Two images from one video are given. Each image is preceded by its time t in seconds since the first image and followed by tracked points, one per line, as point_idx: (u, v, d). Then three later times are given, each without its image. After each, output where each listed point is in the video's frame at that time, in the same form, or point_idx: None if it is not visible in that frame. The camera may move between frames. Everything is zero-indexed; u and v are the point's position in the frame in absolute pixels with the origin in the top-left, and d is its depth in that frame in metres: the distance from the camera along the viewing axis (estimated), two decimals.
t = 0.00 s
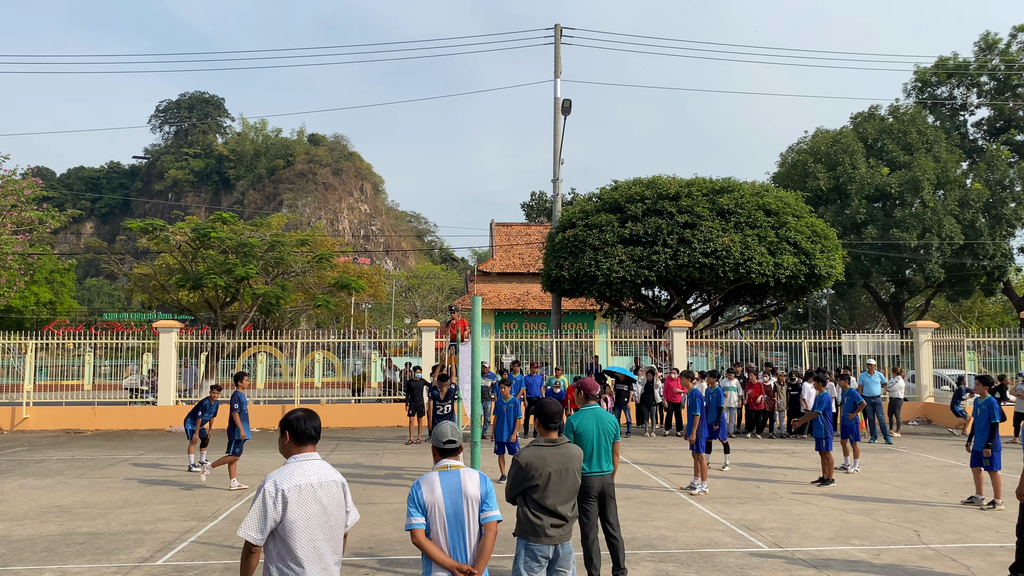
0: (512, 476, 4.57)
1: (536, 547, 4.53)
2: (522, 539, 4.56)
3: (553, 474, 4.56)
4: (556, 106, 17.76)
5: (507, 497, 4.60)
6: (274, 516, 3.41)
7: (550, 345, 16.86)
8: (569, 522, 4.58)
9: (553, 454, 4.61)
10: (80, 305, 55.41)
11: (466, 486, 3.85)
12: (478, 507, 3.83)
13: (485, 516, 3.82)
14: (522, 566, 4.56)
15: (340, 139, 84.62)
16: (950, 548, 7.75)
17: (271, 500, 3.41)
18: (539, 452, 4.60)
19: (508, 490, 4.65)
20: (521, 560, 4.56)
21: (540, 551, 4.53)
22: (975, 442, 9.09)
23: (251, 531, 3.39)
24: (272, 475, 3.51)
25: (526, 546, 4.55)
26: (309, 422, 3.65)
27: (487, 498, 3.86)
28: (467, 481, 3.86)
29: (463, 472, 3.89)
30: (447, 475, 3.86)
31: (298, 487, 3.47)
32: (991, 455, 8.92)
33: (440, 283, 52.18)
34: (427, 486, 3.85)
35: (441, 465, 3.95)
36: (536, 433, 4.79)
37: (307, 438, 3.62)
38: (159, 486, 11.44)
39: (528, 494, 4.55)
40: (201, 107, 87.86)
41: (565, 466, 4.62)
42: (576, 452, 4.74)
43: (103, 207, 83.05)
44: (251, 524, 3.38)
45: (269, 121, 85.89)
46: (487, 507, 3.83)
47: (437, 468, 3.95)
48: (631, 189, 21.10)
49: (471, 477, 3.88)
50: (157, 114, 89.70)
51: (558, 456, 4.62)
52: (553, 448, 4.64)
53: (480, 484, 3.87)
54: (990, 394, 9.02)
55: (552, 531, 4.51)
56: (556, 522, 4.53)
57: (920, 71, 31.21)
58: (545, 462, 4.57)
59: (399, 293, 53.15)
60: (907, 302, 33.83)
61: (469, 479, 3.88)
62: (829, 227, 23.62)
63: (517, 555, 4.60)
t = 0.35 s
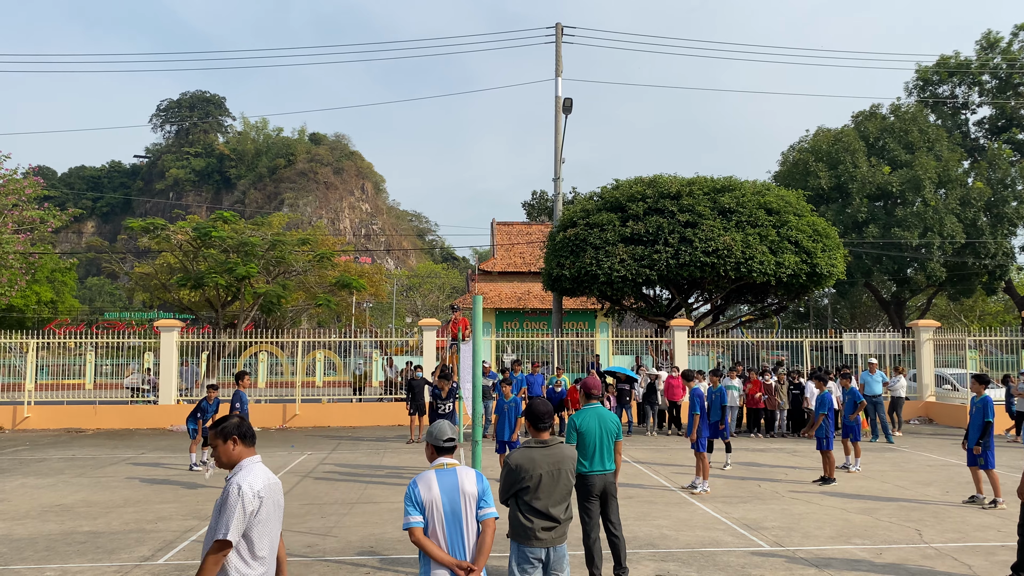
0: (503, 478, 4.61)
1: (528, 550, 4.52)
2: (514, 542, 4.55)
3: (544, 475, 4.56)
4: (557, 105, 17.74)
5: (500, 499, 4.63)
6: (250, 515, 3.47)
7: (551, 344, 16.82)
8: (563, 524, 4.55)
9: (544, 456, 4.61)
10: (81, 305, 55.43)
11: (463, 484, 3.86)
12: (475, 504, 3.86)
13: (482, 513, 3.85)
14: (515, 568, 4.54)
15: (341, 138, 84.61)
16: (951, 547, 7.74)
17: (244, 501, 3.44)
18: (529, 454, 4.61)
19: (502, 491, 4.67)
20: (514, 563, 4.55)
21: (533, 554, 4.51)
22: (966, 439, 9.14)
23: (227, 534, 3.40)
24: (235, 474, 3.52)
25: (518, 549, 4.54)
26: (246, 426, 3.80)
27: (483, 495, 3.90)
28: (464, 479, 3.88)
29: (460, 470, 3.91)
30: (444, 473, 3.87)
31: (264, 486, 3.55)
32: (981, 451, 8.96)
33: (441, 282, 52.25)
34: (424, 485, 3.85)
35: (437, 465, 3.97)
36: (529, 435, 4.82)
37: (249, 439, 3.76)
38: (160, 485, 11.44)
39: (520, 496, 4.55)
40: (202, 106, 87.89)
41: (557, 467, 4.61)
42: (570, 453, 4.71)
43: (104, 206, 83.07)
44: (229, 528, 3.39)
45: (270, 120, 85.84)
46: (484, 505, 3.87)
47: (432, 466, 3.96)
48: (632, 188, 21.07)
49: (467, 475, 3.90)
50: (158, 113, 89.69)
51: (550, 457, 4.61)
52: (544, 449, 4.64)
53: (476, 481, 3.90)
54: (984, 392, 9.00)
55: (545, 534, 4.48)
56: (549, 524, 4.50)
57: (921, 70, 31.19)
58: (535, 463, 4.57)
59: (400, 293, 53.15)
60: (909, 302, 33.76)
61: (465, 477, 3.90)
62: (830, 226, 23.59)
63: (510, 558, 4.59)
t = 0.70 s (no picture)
0: (508, 477, 4.59)
1: (531, 549, 4.52)
2: (516, 541, 4.55)
3: (549, 475, 4.56)
4: (559, 104, 17.74)
5: (502, 498, 4.62)
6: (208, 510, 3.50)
7: (552, 343, 16.82)
8: (565, 524, 4.57)
9: (549, 456, 4.60)
10: (83, 303, 55.40)
11: (464, 484, 3.88)
12: (475, 505, 3.87)
13: (482, 513, 3.86)
14: (517, 567, 4.55)
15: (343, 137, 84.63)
16: (953, 546, 7.74)
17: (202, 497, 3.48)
18: (535, 453, 4.60)
19: (505, 490, 4.66)
20: (516, 562, 4.55)
21: (535, 553, 4.51)
22: (964, 438, 9.11)
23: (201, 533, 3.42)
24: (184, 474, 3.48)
25: (521, 548, 4.54)
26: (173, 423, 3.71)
27: (483, 496, 3.91)
28: (464, 479, 3.89)
29: (460, 470, 3.93)
30: (444, 473, 3.88)
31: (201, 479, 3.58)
32: (979, 451, 8.93)
33: (443, 281, 52.31)
34: (424, 485, 3.85)
35: (437, 464, 3.98)
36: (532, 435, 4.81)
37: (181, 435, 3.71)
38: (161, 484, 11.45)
39: (524, 495, 4.55)
40: (204, 105, 87.94)
41: (561, 468, 4.62)
42: (573, 454, 4.74)
43: (106, 205, 83.07)
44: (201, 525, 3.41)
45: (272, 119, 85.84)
46: (484, 505, 3.88)
47: (432, 467, 3.97)
48: (634, 186, 21.06)
49: (467, 475, 3.91)
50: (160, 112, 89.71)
51: (555, 458, 4.62)
52: (549, 450, 4.64)
53: (476, 481, 3.92)
54: (983, 392, 9.02)
55: (548, 533, 4.49)
56: (552, 524, 4.51)
57: (924, 69, 31.17)
58: (541, 464, 4.57)
59: (402, 291, 53.17)
60: (911, 301, 33.72)
61: (466, 478, 3.91)
62: (832, 225, 23.59)
63: (511, 556, 4.59)
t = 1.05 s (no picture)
0: (511, 475, 4.56)
1: (534, 547, 4.52)
2: (518, 539, 4.55)
3: (553, 474, 4.55)
4: (561, 103, 17.74)
5: (505, 495, 4.60)
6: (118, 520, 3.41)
7: (555, 342, 16.87)
8: (567, 522, 4.58)
9: (553, 454, 4.59)
10: (86, 301, 55.45)
11: (465, 483, 3.88)
12: (476, 504, 3.86)
13: (483, 512, 3.86)
14: (520, 566, 4.55)
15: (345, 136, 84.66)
16: (957, 546, 7.72)
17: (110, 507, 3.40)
18: (538, 452, 4.58)
19: (506, 487, 4.64)
20: (518, 560, 4.55)
21: (538, 551, 4.52)
22: (968, 438, 9.08)
23: (103, 546, 3.35)
24: (94, 481, 3.40)
25: (523, 546, 4.54)
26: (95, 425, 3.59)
27: (484, 495, 3.90)
28: (465, 478, 3.89)
29: (461, 469, 3.94)
30: (446, 471, 3.89)
31: (119, 485, 3.48)
32: (983, 451, 8.88)
33: (445, 280, 52.38)
34: (425, 483, 3.86)
35: (439, 463, 3.99)
36: (533, 433, 4.79)
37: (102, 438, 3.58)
38: (164, 483, 11.46)
39: (527, 493, 4.54)
40: (207, 104, 88.03)
41: (564, 466, 4.61)
42: (576, 453, 4.74)
43: (109, 204, 83.17)
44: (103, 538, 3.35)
45: (274, 118, 85.91)
46: (485, 504, 3.88)
47: (434, 465, 3.97)
48: (637, 186, 21.08)
49: (469, 474, 3.91)
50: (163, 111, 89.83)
51: (558, 456, 4.60)
52: (553, 448, 4.62)
53: (478, 481, 3.91)
54: (984, 391, 9.01)
55: (550, 531, 4.50)
56: (555, 522, 4.52)
57: (927, 68, 31.10)
58: (544, 462, 4.55)
59: (404, 291, 53.15)
60: (914, 300, 33.64)
61: (467, 477, 3.91)
62: (835, 224, 23.55)
63: (513, 554, 4.59)
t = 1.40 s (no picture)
0: (512, 476, 4.53)
1: (535, 547, 4.53)
2: (520, 539, 4.56)
3: (555, 474, 4.53)
4: (564, 103, 17.74)
5: (506, 496, 4.58)
6: None
7: (558, 342, 16.83)
8: (569, 522, 4.58)
9: (555, 455, 4.56)
10: (89, 301, 55.55)
11: (468, 482, 3.87)
12: (480, 504, 3.85)
13: (486, 512, 3.85)
14: (522, 566, 4.55)
15: (349, 136, 84.73)
16: (961, 547, 7.71)
17: None
18: (541, 452, 4.56)
19: (507, 488, 4.62)
20: (521, 560, 4.56)
21: (540, 552, 4.52)
22: (972, 439, 9.07)
23: None
24: None
25: (525, 546, 4.54)
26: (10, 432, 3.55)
27: (488, 494, 3.89)
28: (469, 478, 3.88)
29: (465, 469, 3.92)
30: (448, 471, 3.89)
31: (17, 489, 3.39)
32: (986, 451, 8.86)
33: (448, 280, 52.37)
34: (428, 483, 3.86)
35: (442, 462, 3.98)
36: (534, 433, 4.77)
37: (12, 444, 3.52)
38: (167, 482, 11.48)
39: (529, 493, 4.52)
40: (210, 104, 88.12)
41: (567, 466, 4.59)
42: (578, 452, 4.72)
43: (113, 203, 83.39)
44: None
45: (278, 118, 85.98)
46: (489, 504, 3.87)
47: (437, 465, 3.96)
48: (640, 186, 21.07)
49: (472, 473, 3.90)
50: (167, 111, 89.99)
51: (560, 456, 4.58)
52: (555, 448, 4.60)
53: (481, 480, 3.90)
54: (988, 392, 8.99)
55: (552, 532, 4.51)
56: (557, 523, 4.52)
57: (931, 68, 31.02)
58: (547, 462, 4.53)
59: (407, 290, 53.19)
60: (917, 300, 33.56)
61: (470, 476, 3.90)
62: (839, 224, 23.51)
63: (516, 554, 4.60)
